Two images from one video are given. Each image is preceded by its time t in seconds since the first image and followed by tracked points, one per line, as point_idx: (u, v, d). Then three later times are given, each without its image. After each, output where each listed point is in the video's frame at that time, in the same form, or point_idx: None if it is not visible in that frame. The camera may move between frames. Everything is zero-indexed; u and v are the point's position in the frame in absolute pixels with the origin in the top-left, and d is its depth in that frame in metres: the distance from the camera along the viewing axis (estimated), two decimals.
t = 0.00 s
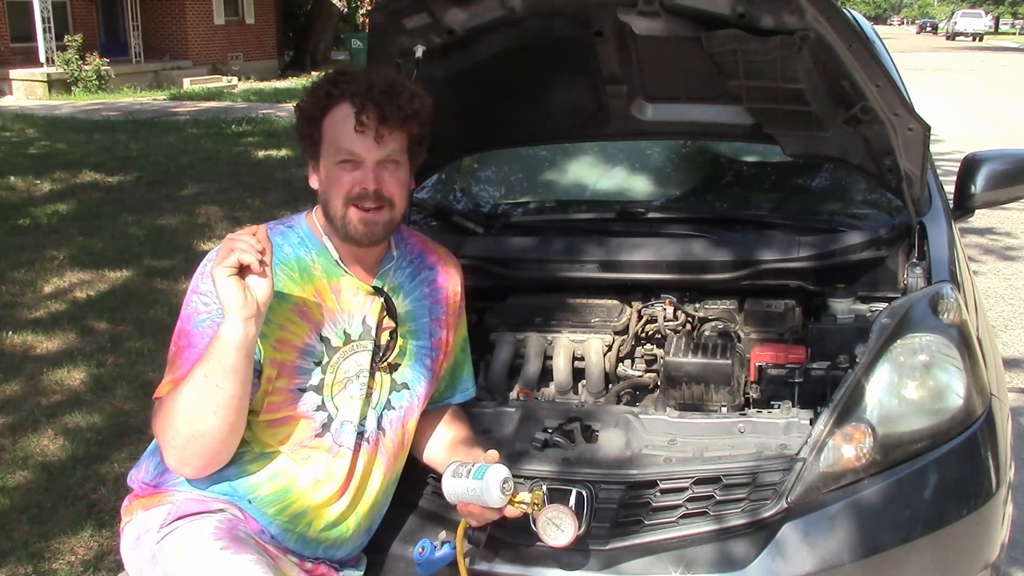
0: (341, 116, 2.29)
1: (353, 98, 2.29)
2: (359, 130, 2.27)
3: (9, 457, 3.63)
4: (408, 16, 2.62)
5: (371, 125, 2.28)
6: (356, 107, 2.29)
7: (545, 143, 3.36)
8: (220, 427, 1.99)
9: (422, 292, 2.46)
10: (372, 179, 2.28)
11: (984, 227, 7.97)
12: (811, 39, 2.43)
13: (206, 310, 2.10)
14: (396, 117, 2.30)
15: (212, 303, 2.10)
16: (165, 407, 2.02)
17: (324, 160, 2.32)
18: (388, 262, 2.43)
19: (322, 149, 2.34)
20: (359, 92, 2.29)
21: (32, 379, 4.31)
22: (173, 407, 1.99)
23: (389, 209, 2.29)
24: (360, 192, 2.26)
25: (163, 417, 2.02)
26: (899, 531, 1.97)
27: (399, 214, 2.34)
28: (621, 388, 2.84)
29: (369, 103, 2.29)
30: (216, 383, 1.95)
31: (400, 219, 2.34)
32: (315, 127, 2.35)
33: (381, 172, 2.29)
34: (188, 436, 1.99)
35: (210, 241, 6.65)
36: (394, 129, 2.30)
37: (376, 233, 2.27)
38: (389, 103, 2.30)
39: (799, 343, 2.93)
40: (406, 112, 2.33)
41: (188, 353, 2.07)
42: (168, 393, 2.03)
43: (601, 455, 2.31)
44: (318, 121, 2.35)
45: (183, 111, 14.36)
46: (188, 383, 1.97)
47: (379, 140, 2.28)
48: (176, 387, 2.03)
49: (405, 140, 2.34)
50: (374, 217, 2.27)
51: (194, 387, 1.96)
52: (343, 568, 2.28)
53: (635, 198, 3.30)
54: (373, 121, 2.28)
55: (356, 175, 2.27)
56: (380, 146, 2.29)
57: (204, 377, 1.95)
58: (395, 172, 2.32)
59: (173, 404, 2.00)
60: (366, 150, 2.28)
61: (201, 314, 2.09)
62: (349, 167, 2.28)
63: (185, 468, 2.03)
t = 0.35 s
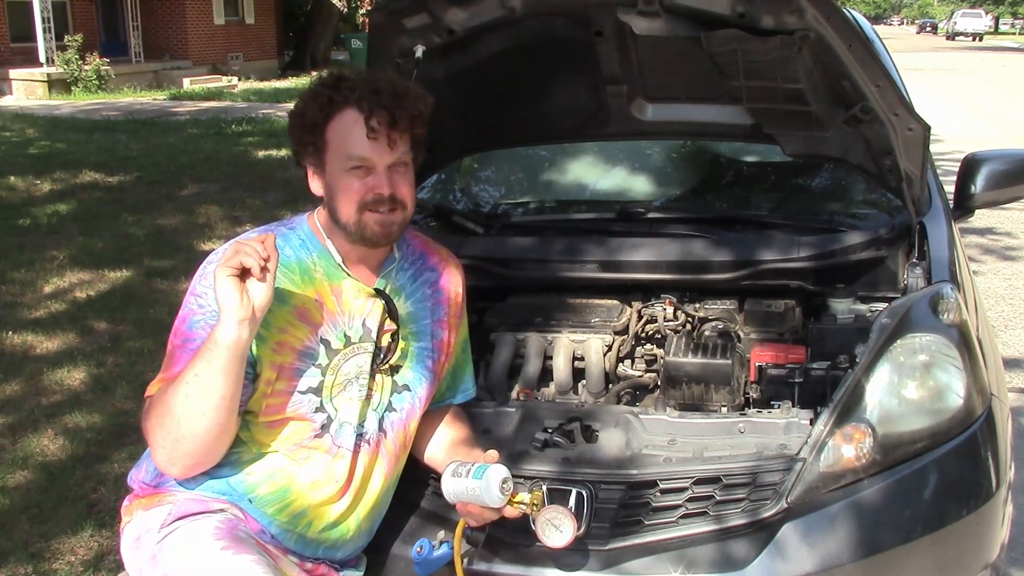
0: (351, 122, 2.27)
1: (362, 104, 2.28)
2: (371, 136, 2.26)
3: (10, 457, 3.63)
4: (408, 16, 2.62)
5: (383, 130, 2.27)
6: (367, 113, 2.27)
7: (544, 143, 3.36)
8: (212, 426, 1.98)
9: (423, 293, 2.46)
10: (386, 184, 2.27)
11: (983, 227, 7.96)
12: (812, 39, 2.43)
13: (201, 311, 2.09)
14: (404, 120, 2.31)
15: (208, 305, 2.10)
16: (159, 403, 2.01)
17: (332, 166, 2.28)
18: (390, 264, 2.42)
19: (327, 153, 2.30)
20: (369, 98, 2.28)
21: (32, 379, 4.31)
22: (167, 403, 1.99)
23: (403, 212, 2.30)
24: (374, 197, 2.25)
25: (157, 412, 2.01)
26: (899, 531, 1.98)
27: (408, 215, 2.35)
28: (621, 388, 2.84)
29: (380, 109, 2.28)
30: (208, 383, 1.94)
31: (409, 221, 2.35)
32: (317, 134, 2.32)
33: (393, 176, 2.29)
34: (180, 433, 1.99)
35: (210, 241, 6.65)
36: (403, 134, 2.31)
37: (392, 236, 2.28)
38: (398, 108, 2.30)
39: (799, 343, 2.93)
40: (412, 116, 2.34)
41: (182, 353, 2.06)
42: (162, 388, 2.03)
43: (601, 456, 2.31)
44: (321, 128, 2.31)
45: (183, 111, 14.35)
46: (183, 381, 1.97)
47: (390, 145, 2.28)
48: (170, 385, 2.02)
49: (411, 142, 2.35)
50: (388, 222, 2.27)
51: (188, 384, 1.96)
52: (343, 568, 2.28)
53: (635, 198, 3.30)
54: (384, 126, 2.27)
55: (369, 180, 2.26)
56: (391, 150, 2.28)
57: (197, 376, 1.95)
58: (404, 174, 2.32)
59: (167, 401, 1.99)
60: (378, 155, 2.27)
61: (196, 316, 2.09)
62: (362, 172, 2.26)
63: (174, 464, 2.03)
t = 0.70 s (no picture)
0: (357, 127, 2.27)
1: (369, 109, 2.27)
2: (378, 141, 2.25)
3: (10, 457, 3.63)
4: (408, 16, 2.62)
5: (390, 135, 2.27)
6: (374, 118, 2.27)
7: (544, 143, 3.36)
8: (210, 449, 1.99)
9: (425, 295, 2.46)
10: (394, 189, 2.27)
11: (983, 227, 7.96)
12: (811, 39, 2.43)
13: (205, 318, 2.08)
14: (411, 125, 2.31)
15: (211, 312, 2.09)
16: (159, 414, 2.02)
17: (339, 172, 2.27)
18: (393, 266, 2.42)
19: (333, 160, 2.28)
20: (376, 103, 2.28)
21: (32, 379, 4.31)
22: (166, 417, 1.99)
23: (410, 216, 2.30)
24: (383, 203, 2.25)
25: (156, 422, 2.02)
26: (899, 531, 1.98)
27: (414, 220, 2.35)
28: (621, 388, 2.84)
29: (387, 114, 2.28)
30: (208, 411, 1.94)
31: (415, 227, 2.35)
32: (322, 139, 2.30)
33: (401, 181, 2.29)
34: (176, 451, 1.99)
35: (210, 241, 6.65)
36: (410, 138, 2.31)
37: (400, 240, 2.28)
38: (404, 113, 2.31)
39: (799, 343, 2.93)
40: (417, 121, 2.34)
41: (184, 360, 2.05)
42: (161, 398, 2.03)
43: (601, 456, 2.31)
44: (326, 134, 2.29)
45: (183, 111, 14.35)
46: (183, 400, 1.96)
47: (398, 150, 2.28)
48: (169, 396, 2.02)
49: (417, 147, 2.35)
50: (397, 227, 2.27)
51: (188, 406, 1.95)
52: (343, 568, 2.29)
53: (635, 198, 3.30)
54: (392, 131, 2.27)
55: (378, 185, 2.26)
56: (399, 155, 2.28)
57: (199, 402, 1.94)
58: (411, 179, 2.32)
59: (166, 413, 2.00)
60: (386, 160, 2.27)
61: (199, 323, 2.08)
62: (370, 177, 2.26)
63: (167, 476, 2.05)
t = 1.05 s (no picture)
0: (356, 130, 2.26)
1: (368, 112, 2.26)
2: (376, 143, 2.24)
3: (9, 457, 3.63)
4: (409, 16, 2.61)
5: (389, 138, 2.25)
6: (373, 121, 2.26)
7: (544, 143, 3.36)
8: (213, 459, 1.98)
9: (427, 297, 2.46)
10: (391, 193, 2.26)
11: (983, 227, 7.97)
12: (811, 39, 2.43)
13: (208, 321, 2.08)
14: (410, 129, 2.29)
15: (214, 315, 2.08)
16: (163, 419, 2.01)
17: (338, 174, 2.27)
18: (395, 268, 2.42)
19: (332, 162, 2.28)
20: (375, 105, 2.26)
21: (32, 379, 4.31)
22: (171, 422, 1.99)
23: (406, 222, 2.29)
24: (379, 207, 2.24)
25: (160, 426, 2.02)
26: (899, 531, 1.98)
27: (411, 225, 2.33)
28: (621, 388, 2.85)
29: (386, 117, 2.27)
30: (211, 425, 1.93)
31: (412, 232, 2.33)
32: (323, 140, 2.30)
33: (398, 185, 2.27)
34: (178, 459, 1.99)
35: (210, 241, 6.65)
36: (409, 142, 2.29)
37: (395, 245, 2.27)
38: (404, 116, 2.29)
39: (799, 343, 2.93)
40: (418, 125, 2.32)
41: (185, 363, 2.04)
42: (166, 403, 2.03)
43: (601, 456, 2.31)
44: (327, 135, 2.29)
45: (183, 111, 14.34)
46: (189, 408, 1.96)
47: (396, 154, 2.26)
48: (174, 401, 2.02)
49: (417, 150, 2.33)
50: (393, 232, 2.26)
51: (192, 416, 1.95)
52: (343, 568, 2.29)
53: (635, 198, 3.30)
54: (391, 134, 2.26)
55: (375, 188, 2.25)
56: (397, 158, 2.27)
57: (205, 415, 1.93)
58: (409, 184, 2.31)
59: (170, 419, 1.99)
60: (384, 164, 2.25)
61: (202, 325, 2.07)
62: (367, 181, 2.25)
63: (168, 479, 2.05)
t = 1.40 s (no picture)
0: (342, 119, 2.30)
1: (353, 100, 2.29)
2: (360, 131, 2.27)
3: (9, 457, 3.63)
4: (408, 16, 2.61)
5: (372, 124, 2.28)
6: (357, 108, 2.29)
7: (544, 143, 3.36)
8: (211, 460, 1.98)
9: (428, 296, 2.46)
10: (377, 178, 2.27)
11: (983, 227, 7.96)
12: (811, 39, 2.43)
13: (211, 311, 2.08)
14: (397, 115, 2.30)
15: (217, 305, 2.08)
16: (165, 413, 2.01)
17: (329, 165, 2.31)
18: (395, 267, 2.42)
19: (325, 154, 2.33)
20: (359, 93, 2.29)
21: (32, 379, 4.31)
22: (172, 418, 1.99)
23: (396, 209, 2.28)
24: (366, 192, 2.25)
25: (161, 421, 2.02)
26: (899, 532, 1.97)
27: (405, 216, 2.32)
28: (621, 388, 2.85)
29: (370, 103, 2.29)
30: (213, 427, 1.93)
31: (406, 220, 2.31)
32: (319, 133, 2.35)
33: (386, 172, 2.28)
34: (178, 456, 1.99)
35: (210, 241, 6.65)
36: (396, 128, 2.29)
37: (384, 231, 2.25)
38: (389, 102, 2.30)
39: (799, 343, 2.93)
40: (406, 111, 2.32)
41: (188, 355, 2.04)
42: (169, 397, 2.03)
43: (601, 456, 2.31)
44: (321, 127, 2.35)
45: (183, 111, 14.34)
46: (190, 405, 1.96)
47: (381, 139, 2.27)
48: (176, 394, 2.02)
49: (409, 139, 2.33)
50: (380, 216, 2.25)
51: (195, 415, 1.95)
52: (343, 568, 2.28)
53: (635, 198, 3.30)
54: (375, 120, 2.28)
55: (361, 175, 2.26)
56: (383, 144, 2.28)
57: (206, 416, 1.93)
58: (400, 172, 2.30)
59: (172, 414, 1.99)
60: (369, 150, 2.27)
61: (206, 315, 2.07)
62: (353, 168, 2.27)
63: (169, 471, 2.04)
